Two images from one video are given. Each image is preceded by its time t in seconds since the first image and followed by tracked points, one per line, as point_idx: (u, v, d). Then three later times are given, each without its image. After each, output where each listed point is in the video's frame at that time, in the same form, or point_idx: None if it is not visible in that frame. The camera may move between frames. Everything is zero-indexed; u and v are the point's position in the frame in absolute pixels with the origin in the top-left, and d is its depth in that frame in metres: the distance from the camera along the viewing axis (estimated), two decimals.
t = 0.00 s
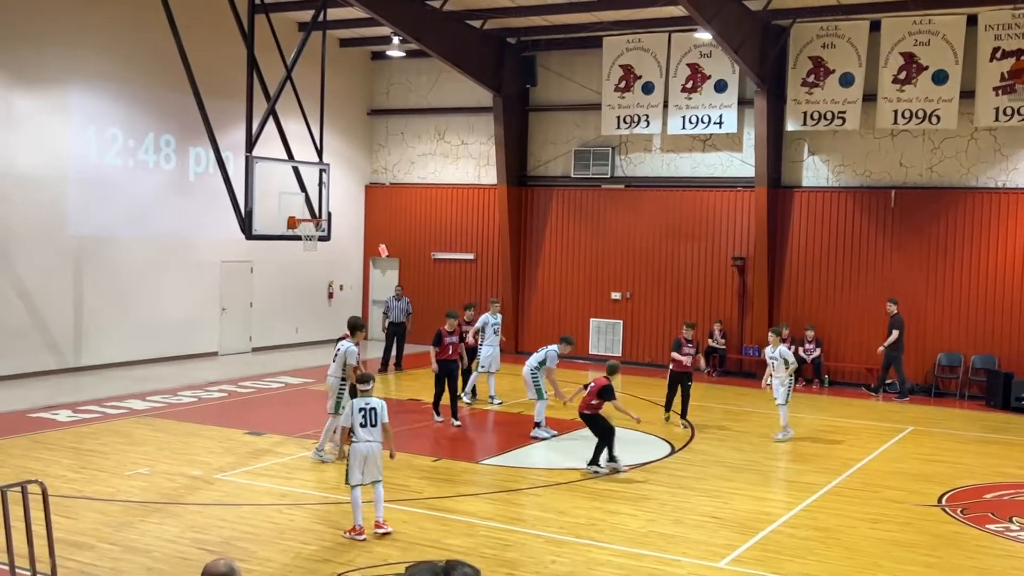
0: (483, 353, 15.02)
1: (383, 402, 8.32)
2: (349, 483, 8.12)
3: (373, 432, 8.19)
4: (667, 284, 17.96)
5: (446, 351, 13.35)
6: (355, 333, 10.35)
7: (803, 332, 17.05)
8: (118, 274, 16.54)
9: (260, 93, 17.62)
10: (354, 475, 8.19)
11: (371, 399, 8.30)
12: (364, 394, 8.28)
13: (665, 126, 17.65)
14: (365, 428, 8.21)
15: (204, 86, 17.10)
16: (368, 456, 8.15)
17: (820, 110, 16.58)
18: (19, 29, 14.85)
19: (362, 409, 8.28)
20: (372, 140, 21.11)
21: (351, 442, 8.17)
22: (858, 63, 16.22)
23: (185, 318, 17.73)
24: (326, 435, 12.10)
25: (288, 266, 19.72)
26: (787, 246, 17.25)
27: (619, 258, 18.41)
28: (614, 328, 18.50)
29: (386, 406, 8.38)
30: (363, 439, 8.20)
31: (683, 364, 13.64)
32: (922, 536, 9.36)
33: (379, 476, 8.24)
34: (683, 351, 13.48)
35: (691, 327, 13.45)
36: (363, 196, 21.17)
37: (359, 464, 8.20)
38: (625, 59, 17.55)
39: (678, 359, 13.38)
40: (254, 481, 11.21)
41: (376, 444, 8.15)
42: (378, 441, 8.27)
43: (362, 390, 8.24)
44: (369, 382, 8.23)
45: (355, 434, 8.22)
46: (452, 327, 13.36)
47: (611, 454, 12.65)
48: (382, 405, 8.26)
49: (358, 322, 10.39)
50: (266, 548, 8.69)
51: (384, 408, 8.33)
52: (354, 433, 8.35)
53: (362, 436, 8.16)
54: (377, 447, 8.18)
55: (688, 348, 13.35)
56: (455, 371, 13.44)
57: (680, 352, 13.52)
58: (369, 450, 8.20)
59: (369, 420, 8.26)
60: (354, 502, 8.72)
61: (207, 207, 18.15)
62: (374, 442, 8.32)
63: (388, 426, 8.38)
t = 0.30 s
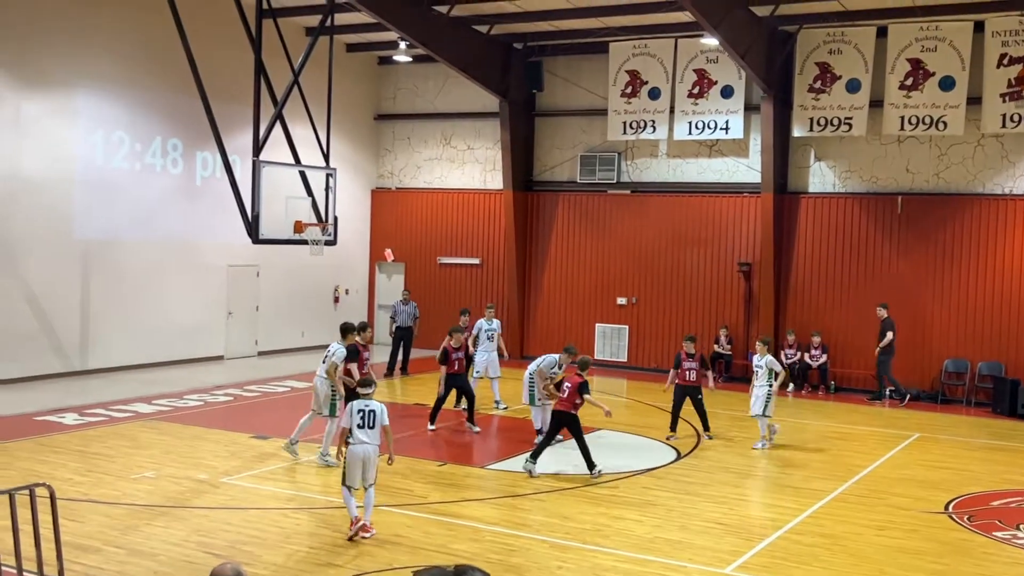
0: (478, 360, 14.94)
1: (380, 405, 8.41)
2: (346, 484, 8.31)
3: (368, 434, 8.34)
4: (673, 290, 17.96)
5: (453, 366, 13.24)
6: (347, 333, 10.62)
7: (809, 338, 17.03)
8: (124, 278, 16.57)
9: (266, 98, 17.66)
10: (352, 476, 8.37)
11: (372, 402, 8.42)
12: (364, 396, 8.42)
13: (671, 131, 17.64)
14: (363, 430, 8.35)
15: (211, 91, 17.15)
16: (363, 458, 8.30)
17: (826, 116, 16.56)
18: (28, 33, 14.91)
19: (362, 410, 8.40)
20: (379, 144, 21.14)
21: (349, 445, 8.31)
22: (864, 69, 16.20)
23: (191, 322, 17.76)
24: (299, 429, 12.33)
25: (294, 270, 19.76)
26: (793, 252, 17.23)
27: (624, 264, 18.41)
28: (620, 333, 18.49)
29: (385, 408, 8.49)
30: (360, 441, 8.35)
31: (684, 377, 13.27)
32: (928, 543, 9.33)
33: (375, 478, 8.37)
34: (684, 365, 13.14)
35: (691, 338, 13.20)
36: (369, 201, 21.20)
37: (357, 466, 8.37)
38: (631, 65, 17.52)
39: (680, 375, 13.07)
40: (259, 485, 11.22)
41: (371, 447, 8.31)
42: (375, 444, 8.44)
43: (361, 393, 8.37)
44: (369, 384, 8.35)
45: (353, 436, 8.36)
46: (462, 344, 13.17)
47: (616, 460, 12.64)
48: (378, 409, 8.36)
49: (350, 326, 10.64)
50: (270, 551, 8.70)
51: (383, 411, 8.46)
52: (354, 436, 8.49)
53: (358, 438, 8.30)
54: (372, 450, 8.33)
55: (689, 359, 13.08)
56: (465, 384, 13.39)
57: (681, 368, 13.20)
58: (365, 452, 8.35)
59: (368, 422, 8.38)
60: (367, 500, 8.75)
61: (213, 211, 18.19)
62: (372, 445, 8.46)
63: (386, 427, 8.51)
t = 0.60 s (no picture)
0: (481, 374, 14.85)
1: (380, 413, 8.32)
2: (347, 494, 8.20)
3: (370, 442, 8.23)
4: (689, 302, 17.91)
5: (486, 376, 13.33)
6: (330, 354, 10.17)
7: (826, 351, 16.94)
8: (142, 288, 16.67)
9: (284, 109, 17.76)
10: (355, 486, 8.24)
11: (372, 411, 8.36)
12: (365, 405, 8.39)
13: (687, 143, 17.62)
14: (364, 439, 8.28)
15: (230, 102, 17.26)
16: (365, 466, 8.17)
17: (844, 128, 16.52)
18: (50, 44, 15.08)
19: (363, 419, 8.35)
20: (395, 156, 21.21)
21: (349, 454, 8.24)
22: (882, 82, 16.16)
23: (209, 332, 17.85)
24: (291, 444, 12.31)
25: (311, 281, 19.82)
26: (810, 265, 17.16)
27: (640, 276, 18.38)
28: (635, 345, 18.44)
29: (387, 416, 8.41)
30: (361, 450, 8.27)
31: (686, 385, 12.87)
32: (948, 559, 9.25)
33: (377, 488, 8.22)
34: (685, 371, 12.79)
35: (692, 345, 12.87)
36: (385, 212, 21.27)
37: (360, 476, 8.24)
38: (648, 77, 17.54)
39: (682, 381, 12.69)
40: (275, 496, 11.24)
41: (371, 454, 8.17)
42: (377, 454, 8.34)
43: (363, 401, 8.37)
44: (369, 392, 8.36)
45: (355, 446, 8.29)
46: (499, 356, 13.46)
47: (632, 473, 12.62)
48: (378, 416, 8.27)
49: (335, 342, 10.14)
50: (286, 561, 8.70)
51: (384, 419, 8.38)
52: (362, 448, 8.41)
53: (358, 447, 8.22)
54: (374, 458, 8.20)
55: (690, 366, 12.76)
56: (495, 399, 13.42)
57: (682, 375, 12.83)
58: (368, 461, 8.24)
59: (369, 431, 8.32)
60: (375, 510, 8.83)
61: (231, 221, 18.29)
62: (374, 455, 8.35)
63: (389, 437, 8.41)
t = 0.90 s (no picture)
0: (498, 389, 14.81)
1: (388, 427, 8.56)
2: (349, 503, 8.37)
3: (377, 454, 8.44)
4: (711, 319, 17.86)
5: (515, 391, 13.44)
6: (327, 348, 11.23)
7: (849, 370, 16.83)
8: (166, 299, 16.78)
9: (309, 124, 17.88)
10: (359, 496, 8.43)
11: (381, 425, 8.61)
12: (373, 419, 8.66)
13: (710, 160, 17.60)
14: (372, 451, 8.48)
15: (257, 117, 17.40)
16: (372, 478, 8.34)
17: (868, 146, 16.46)
18: (79, 58, 15.26)
19: (370, 431, 8.57)
20: (418, 171, 21.30)
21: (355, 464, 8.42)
22: (907, 100, 16.09)
23: (232, 344, 17.95)
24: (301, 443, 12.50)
25: (334, 294, 19.90)
26: (833, 284, 17.09)
27: (662, 293, 18.35)
28: (657, 362, 18.39)
29: (394, 431, 8.66)
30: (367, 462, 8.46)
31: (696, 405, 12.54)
32: None
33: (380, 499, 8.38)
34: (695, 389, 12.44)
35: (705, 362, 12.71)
36: (407, 226, 21.34)
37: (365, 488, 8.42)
38: (671, 94, 17.48)
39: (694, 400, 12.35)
40: (297, 508, 11.27)
41: (381, 467, 8.38)
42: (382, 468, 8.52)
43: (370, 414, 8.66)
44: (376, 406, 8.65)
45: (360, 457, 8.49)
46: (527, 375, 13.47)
47: (654, 491, 12.57)
48: (386, 429, 8.51)
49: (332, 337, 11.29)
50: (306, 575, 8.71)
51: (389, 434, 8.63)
52: (364, 460, 8.63)
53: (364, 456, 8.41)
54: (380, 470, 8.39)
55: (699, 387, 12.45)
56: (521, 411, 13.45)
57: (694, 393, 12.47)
58: (374, 473, 8.43)
59: (375, 444, 8.53)
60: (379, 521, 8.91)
61: (255, 235, 18.41)
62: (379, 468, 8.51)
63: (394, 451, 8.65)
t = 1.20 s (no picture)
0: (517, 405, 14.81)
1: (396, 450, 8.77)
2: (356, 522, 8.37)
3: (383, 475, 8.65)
4: (736, 336, 17.78)
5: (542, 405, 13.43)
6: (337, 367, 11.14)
7: (876, 389, 16.69)
8: (192, 311, 16.87)
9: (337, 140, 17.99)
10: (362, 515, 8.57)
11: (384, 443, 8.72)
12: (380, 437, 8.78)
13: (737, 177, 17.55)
14: (376, 471, 8.62)
15: (286, 131, 17.53)
16: (382, 499, 8.54)
17: (896, 164, 16.37)
18: (110, 73, 15.44)
19: (374, 451, 8.71)
20: (444, 186, 21.38)
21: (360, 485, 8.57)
22: (936, 118, 15.99)
23: (257, 357, 18.03)
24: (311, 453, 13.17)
25: (359, 307, 19.96)
26: (860, 302, 16.99)
27: (686, 309, 18.30)
28: (681, 379, 18.31)
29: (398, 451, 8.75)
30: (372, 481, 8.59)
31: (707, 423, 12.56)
32: None
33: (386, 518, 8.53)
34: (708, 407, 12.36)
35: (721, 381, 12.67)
36: (432, 241, 21.41)
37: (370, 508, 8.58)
38: (698, 110, 17.51)
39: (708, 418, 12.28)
40: (320, 522, 11.27)
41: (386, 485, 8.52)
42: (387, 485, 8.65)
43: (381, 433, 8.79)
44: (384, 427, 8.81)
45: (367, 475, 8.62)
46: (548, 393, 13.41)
47: (678, 509, 12.49)
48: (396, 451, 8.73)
49: (345, 356, 11.06)
50: None
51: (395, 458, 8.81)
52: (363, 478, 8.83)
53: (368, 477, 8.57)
54: (388, 490, 8.65)
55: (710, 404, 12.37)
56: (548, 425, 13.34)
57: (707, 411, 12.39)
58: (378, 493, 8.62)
59: (379, 462, 8.66)
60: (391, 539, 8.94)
61: (281, 248, 18.51)
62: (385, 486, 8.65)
63: (396, 471, 8.85)
